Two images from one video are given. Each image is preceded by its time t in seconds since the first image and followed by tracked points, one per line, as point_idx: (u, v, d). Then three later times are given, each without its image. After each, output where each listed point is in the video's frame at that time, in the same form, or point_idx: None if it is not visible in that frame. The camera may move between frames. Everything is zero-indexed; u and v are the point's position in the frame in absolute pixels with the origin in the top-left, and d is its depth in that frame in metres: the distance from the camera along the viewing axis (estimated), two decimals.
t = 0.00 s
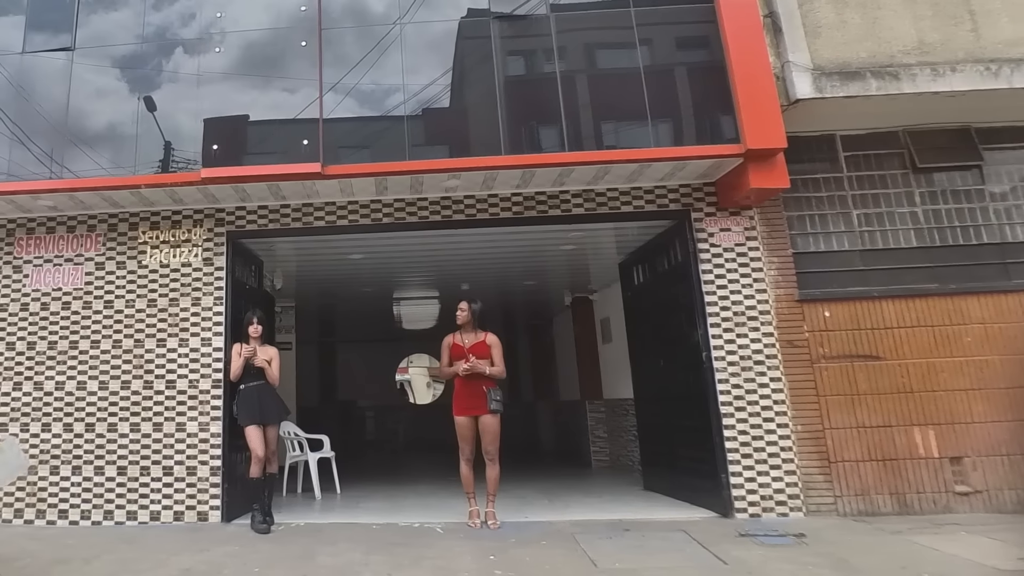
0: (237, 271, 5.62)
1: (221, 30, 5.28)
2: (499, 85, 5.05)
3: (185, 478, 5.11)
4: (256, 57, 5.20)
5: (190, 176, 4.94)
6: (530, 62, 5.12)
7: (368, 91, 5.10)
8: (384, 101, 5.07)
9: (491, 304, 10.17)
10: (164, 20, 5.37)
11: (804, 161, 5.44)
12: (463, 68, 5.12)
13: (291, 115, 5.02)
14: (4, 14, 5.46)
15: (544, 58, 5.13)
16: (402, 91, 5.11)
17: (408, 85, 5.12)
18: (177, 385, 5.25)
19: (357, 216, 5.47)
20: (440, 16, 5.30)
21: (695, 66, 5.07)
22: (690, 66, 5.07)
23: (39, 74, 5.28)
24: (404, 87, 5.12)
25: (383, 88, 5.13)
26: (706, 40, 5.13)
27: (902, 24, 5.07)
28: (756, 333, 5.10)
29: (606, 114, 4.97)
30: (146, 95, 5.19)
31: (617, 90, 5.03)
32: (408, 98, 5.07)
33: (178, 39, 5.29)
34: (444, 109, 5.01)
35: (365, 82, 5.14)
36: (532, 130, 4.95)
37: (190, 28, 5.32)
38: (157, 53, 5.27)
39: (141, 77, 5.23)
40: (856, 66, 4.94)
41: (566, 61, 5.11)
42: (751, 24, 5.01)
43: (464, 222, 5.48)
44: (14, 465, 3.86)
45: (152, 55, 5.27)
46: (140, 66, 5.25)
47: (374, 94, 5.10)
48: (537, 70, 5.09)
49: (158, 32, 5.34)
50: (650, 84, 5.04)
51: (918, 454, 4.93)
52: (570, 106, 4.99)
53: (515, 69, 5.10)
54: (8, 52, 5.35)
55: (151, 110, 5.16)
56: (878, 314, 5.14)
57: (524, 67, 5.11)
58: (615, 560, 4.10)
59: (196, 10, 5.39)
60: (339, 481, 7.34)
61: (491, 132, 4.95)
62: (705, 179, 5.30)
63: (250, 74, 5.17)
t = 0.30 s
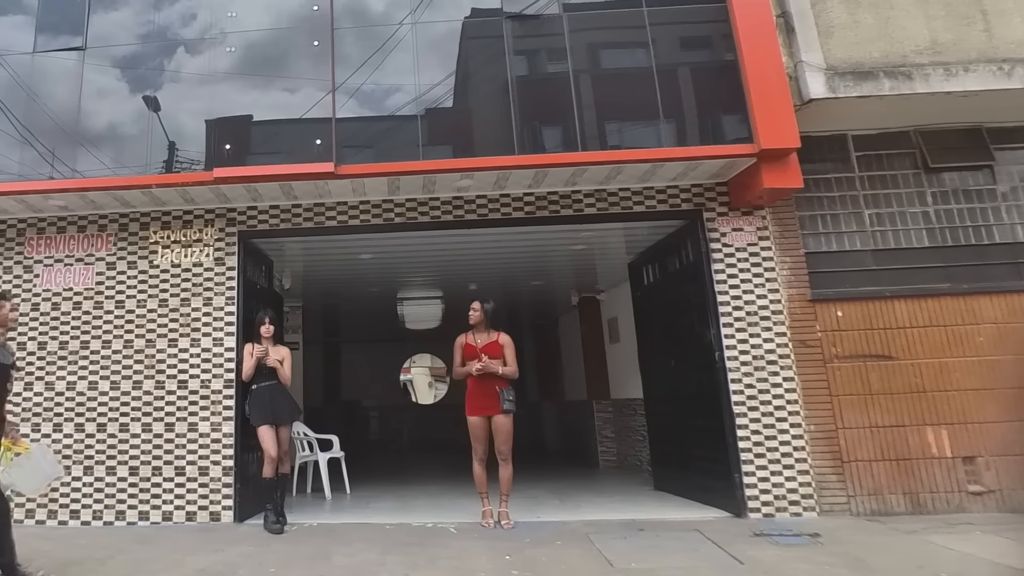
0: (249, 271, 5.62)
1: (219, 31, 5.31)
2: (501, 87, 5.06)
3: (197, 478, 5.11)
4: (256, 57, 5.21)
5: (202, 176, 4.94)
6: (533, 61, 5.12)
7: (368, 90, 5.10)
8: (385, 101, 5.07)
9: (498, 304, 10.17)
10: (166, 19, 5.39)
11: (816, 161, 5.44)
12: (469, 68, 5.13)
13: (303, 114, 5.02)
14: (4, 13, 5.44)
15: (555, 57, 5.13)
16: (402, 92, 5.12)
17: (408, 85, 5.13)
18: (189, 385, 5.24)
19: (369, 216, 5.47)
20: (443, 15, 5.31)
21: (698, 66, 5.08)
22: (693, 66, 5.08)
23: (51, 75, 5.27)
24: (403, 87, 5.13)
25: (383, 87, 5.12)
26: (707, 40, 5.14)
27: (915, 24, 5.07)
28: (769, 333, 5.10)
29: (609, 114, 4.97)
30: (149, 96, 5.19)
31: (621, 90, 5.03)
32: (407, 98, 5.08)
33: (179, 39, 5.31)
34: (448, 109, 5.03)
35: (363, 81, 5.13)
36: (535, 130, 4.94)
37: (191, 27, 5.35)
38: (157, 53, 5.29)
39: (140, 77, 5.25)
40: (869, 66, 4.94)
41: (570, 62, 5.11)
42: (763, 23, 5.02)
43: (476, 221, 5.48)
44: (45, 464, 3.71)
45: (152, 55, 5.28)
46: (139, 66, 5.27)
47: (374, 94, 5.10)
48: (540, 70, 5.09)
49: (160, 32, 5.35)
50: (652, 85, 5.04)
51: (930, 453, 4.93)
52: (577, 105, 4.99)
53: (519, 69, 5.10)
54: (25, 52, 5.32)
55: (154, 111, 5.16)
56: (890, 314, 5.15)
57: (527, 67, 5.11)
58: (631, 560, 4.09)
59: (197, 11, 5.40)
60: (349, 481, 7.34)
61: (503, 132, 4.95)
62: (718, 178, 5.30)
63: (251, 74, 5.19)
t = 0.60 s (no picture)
0: (260, 271, 5.61)
1: (218, 32, 5.30)
2: (504, 87, 5.05)
3: (209, 478, 5.10)
4: (256, 58, 5.21)
5: (215, 176, 4.93)
6: (535, 62, 5.11)
7: (368, 90, 5.09)
8: (384, 102, 5.06)
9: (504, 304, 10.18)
10: (166, 18, 5.38)
11: (828, 161, 5.44)
12: (473, 69, 5.13)
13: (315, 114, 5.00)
14: (4, 14, 5.43)
15: (565, 57, 5.12)
16: (403, 92, 5.11)
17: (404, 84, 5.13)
18: (201, 385, 5.23)
19: (381, 216, 5.46)
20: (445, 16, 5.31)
21: (701, 66, 5.07)
22: (696, 66, 5.06)
23: (61, 75, 5.26)
24: (405, 87, 5.13)
25: (382, 87, 5.11)
26: (709, 40, 5.13)
27: (928, 24, 5.08)
28: (782, 333, 5.10)
29: (612, 114, 4.96)
30: (151, 95, 5.18)
31: (626, 90, 5.02)
32: (408, 97, 5.08)
33: (179, 39, 5.31)
34: (452, 110, 5.03)
35: (363, 81, 5.11)
36: (544, 130, 4.93)
37: (191, 28, 5.34)
38: (156, 53, 5.28)
39: (138, 77, 5.24)
40: (882, 66, 4.94)
41: (574, 62, 5.10)
42: (775, 23, 5.03)
43: (488, 221, 5.47)
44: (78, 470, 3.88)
45: (150, 55, 5.27)
46: (138, 66, 5.26)
47: (372, 94, 5.09)
48: (543, 71, 5.08)
49: (161, 31, 5.34)
50: (655, 85, 5.03)
51: (943, 453, 4.94)
52: (586, 104, 4.98)
53: (522, 68, 5.10)
54: (31, 51, 5.32)
55: (157, 110, 5.15)
56: (902, 314, 5.15)
57: (530, 67, 5.10)
58: (647, 560, 4.09)
59: (198, 11, 5.39)
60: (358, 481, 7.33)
61: (515, 131, 4.94)
62: (730, 178, 5.29)
63: (251, 74, 5.18)
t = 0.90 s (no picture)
0: (271, 271, 5.60)
1: (218, 33, 5.27)
2: (508, 87, 5.04)
3: (221, 479, 5.09)
4: (254, 58, 5.18)
5: (228, 176, 4.93)
6: (537, 62, 5.09)
7: (367, 90, 5.06)
8: (384, 102, 5.05)
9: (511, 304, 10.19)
10: (166, 17, 5.36)
11: (839, 160, 5.44)
12: (477, 69, 5.10)
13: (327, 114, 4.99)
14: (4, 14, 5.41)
15: (576, 56, 5.11)
16: (403, 92, 5.09)
17: (399, 84, 5.11)
18: (213, 385, 5.22)
19: (392, 216, 5.46)
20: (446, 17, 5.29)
21: (704, 65, 5.05)
22: (699, 66, 5.05)
23: (68, 75, 5.25)
24: (404, 87, 5.11)
25: (382, 87, 5.09)
26: (713, 40, 5.11)
27: (940, 23, 5.08)
28: (794, 332, 5.10)
29: (616, 115, 4.95)
30: (154, 95, 5.17)
31: (630, 90, 5.01)
32: (408, 97, 5.07)
33: (179, 39, 5.30)
34: (456, 109, 5.02)
35: (365, 80, 5.09)
36: (557, 130, 4.92)
37: (192, 27, 5.32)
38: (155, 54, 5.27)
39: (138, 77, 5.23)
40: (894, 66, 4.94)
41: (577, 62, 5.09)
42: (788, 23, 5.03)
43: (500, 221, 5.47)
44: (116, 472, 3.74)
45: (149, 56, 5.27)
46: (139, 67, 5.25)
47: (372, 94, 5.07)
48: (545, 72, 5.06)
49: (161, 31, 5.33)
50: (658, 85, 5.02)
51: (957, 453, 4.94)
52: (598, 104, 4.97)
53: (524, 68, 5.08)
54: (37, 51, 5.30)
55: (160, 110, 5.14)
56: (915, 313, 5.15)
57: (531, 68, 5.08)
58: (663, 560, 4.09)
59: (198, 10, 5.37)
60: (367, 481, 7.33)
61: (527, 131, 4.94)
62: (742, 178, 5.29)
63: (252, 74, 5.15)
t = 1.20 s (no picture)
0: (282, 271, 5.60)
1: (218, 32, 5.28)
2: (511, 87, 5.03)
3: (233, 479, 5.09)
4: (252, 59, 5.18)
5: (241, 175, 4.92)
6: (539, 61, 5.09)
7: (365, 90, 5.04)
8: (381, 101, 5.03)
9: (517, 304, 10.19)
10: (166, 16, 5.36)
11: (850, 160, 5.44)
12: (480, 68, 5.09)
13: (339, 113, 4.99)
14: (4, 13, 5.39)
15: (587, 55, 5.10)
16: (403, 91, 5.08)
17: (398, 83, 5.09)
18: (224, 385, 5.22)
19: (404, 216, 5.45)
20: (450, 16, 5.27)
21: (708, 65, 5.05)
22: (703, 66, 5.05)
23: (75, 75, 5.24)
24: (404, 87, 5.09)
25: (383, 87, 5.08)
26: (715, 40, 5.10)
27: (952, 23, 5.08)
28: (807, 332, 5.10)
29: (621, 114, 4.95)
30: (158, 95, 5.17)
31: (637, 89, 5.01)
32: (407, 97, 5.05)
33: (179, 38, 5.30)
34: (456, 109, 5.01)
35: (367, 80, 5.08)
36: (569, 129, 4.92)
37: (192, 26, 5.32)
38: (156, 55, 5.27)
39: (138, 77, 5.22)
40: (907, 65, 4.94)
41: (579, 62, 5.09)
42: (800, 22, 5.03)
43: (511, 221, 5.48)
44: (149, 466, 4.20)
45: (150, 56, 5.27)
46: (139, 66, 5.25)
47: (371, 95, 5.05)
48: (547, 72, 5.05)
49: (161, 30, 5.32)
50: (664, 85, 5.01)
51: (969, 452, 4.94)
52: (609, 104, 4.97)
53: (526, 68, 5.08)
54: (42, 50, 5.29)
55: (164, 110, 5.14)
56: (927, 313, 5.15)
57: (533, 67, 5.08)
58: (679, 560, 4.08)
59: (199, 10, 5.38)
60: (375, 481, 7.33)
61: (539, 130, 4.93)
62: (755, 178, 5.29)
63: (250, 75, 5.16)
